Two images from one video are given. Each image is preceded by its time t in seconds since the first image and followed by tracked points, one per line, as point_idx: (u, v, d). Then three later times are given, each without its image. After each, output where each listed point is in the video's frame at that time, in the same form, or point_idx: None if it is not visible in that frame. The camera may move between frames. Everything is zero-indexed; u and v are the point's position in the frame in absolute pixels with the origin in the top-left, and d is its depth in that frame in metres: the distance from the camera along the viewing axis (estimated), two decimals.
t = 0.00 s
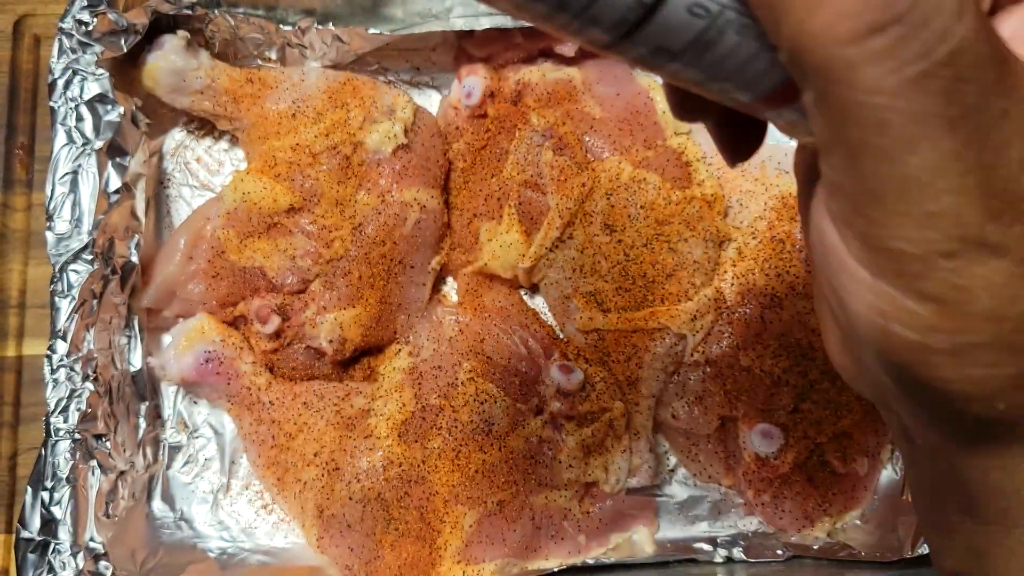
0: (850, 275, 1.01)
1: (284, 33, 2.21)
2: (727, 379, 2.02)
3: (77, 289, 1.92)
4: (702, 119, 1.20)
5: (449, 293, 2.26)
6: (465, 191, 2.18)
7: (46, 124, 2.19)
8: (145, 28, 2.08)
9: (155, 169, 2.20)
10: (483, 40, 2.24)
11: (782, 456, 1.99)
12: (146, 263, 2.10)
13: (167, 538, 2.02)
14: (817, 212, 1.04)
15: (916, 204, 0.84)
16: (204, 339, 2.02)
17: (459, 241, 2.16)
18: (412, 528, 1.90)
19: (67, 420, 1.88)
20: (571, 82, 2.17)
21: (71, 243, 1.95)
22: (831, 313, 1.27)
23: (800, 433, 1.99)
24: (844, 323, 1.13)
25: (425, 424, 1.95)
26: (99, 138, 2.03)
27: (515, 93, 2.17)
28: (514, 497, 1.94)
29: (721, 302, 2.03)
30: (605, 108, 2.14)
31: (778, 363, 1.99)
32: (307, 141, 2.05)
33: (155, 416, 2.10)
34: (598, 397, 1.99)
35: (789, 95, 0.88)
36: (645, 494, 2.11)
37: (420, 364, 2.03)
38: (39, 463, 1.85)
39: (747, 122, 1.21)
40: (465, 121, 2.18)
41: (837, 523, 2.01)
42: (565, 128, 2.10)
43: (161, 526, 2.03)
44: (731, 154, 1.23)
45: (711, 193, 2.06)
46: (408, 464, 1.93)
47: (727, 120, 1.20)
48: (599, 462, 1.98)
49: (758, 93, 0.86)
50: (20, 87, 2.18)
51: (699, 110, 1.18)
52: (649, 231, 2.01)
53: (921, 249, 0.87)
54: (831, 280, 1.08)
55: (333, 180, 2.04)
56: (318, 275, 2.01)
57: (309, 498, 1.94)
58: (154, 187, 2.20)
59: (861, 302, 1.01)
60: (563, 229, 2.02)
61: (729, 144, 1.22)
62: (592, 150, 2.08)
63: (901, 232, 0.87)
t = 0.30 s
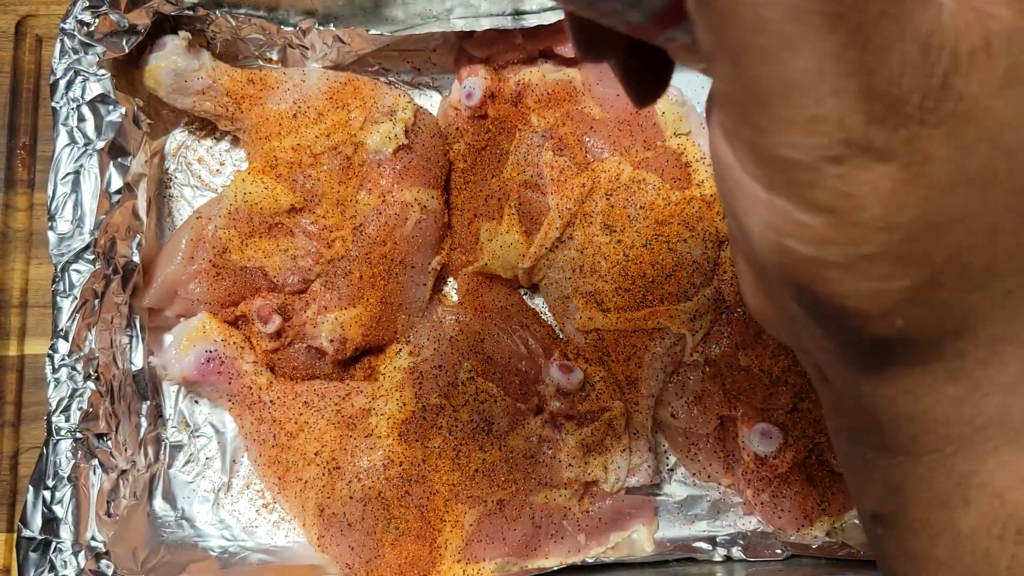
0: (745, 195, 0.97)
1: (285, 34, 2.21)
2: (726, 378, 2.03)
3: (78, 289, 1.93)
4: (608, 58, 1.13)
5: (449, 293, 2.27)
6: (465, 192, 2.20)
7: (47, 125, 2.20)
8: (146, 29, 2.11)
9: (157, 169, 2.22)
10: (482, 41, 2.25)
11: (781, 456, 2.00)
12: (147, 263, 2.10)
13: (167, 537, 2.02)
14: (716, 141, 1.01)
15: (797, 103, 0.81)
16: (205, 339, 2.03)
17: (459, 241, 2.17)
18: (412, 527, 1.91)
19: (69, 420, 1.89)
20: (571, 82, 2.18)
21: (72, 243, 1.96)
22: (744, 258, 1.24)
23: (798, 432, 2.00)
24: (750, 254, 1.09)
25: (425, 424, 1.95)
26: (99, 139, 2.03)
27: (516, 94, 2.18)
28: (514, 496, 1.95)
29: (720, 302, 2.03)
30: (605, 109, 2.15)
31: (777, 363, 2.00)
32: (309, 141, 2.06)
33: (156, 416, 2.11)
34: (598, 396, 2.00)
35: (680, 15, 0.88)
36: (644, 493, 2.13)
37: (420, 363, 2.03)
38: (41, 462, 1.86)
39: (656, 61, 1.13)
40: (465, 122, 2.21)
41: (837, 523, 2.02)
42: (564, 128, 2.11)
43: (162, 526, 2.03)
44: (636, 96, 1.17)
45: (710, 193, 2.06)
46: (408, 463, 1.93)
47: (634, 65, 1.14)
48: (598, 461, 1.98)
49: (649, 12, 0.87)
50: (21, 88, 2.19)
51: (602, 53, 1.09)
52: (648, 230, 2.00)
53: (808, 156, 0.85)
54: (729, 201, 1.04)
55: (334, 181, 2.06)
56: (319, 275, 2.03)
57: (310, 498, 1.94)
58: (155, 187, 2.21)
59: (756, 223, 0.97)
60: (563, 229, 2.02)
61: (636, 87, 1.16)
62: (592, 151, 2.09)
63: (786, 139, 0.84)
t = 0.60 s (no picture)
0: (923, 262, 0.87)
1: (285, 34, 2.21)
2: (727, 379, 2.04)
3: (78, 289, 1.93)
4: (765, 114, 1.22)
5: (449, 294, 2.28)
6: (466, 192, 2.20)
7: (47, 125, 2.21)
8: (147, 29, 2.10)
9: (157, 169, 2.21)
10: (483, 41, 2.25)
11: (781, 457, 2.01)
12: (147, 263, 2.10)
13: (167, 538, 2.02)
14: (893, 191, 0.91)
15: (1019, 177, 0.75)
16: (205, 339, 2.03)
17: (459, 241, 2.17)
18: (412, 527, 1.91)
19: (69, 420, 1.89)
20: (571, 82, 2.18)
21: (72, 244, 1.96)
22: (892, 298, 1.10)
23: (799, 432, 2.00)
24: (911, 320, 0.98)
25: (425, 424, 1.95)
26: (100, 139, 2.03)
27: (516, 95, 2.19)
28: (514, 496, 1.95)
29: (720, 302, 2.04)
30: (605, 109, 2.16)
31: (777, 363, 2.00)
32: (309, 142, 2.06)
33: (156, 416, 2.11)
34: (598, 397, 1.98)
35: (883, 74, 0.81)
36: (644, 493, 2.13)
37: (420, 363, 2.04)
38: (41, 463, 1.86)
39: (811, 112, 1.19)
40: (465, 122, 2.22)
41: (837, 523, 2.03)
42: (564, 129, 2.11)
43: (162, 526, 2.03)
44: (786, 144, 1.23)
45: (710, 194, 2.08)
46: (408, 464, 1.93)
47: (791, 112, 1.20)
48: (599, 462, 1.97)
49: (842, 76, 0.82)
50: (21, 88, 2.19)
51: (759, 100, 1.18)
52: (648, 230, 2.02)
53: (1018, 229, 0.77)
54: (902, 261, 0.93)
55: (334, 181, 2.05)
56: (319, 276, 2.03)
57: (310, 498, 1.94)
58: (155, 187, 2.20)
59: (939, 295, 0.86)
60: (563, 230, 2.02)
61: (787, 136, 1.21)
62: (592, 151, 2.09)
63: (996, 208, 0.77)
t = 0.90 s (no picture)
0: None
1: (285, 34, 2.22)
2: (727, 380, 2.03)
3: (78, 289, 1.93)
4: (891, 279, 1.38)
5: (449, 294, 2.28)
6: (467, 192, 2.20)
7: (48, 125, 2.21)
8: (148, 29, 2.10)
9: (158, 169, 2.22)
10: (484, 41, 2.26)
11: (781, 456, 2.01)
12: (147, 263, 2.10)
13: (167, 537, 2.02)
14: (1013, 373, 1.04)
15: None
16: (205, 339, 2.03)
17: (460, 240, 2.17)
18: (412, 526, 1.91)
19: (69, 420, 1.89)
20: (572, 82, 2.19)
21: (72, 243, 1.96)
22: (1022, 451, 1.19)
23: (799, 432, 2.00)
24: None
25: (425, 424, 1.95)
26: (100, 139, 2.04)
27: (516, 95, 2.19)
28: (514, 496, 1.94)
29: (720, 302, 2.04)
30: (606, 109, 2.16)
31: (777, 363, 1.99)
32: (309, 141, 2.06)
33: (156, 416, 2.11)
34: (598, 397, 1.99)
35: None
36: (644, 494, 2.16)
37: (420, 363, 2.03)
38: (40, 462, 1.86)
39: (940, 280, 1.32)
40: (466, 122, 2.22)
41: (836, 523, 2.04)
42: (564, 129, 2.12)
43: (162, 526, 2.03)
44: (865, 261, 1.69)
45: (711, 194, 2.07)
46: (408, 464, 1.93)
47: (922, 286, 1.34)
48: (598, 461, 1.98)
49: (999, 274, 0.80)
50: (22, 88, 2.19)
51: (888, 268, 1.34)
52: (649, 231, 2.01)
53: None
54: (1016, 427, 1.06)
55: (335, 180, 2.05)
56: (319, 276, 2.03)
57: (309, 498, 1.93)
58: (155, 187, 2.21)
59: None
60: (564, 230, 2.03)
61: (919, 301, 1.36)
62: (592, 151, 2.10)
63: None
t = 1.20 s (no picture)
0: None
1: (285, 34, 2.22)
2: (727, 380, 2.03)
3: (78, 288, 1.93)
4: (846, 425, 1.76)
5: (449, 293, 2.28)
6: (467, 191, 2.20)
7: (48, 125, 2.21)
8: (148, 29, 2.10)
9: (158, 169, 2.22)
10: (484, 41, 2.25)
11: (781, 457, 2.02)
12: (148, 263, 2.11)
13: (167, 537, 2.02)
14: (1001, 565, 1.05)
15: None
16: (205, 339, 2.02)
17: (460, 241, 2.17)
18: (412, 526, 1.91)
19: (69, 420, 1.89)
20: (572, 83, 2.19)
21: (73, 243, 1.96)
22: None
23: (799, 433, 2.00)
24: None
25: (425, 424, 1.95)
26: (101, 139, 2.04)
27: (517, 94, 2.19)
28: (514, 496, 1.95)
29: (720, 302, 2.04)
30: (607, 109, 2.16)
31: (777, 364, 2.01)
32: (309, 142, 2.07)
33: (156, 416, 2.11)
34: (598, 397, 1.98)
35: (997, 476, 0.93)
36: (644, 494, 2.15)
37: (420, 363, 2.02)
38: (40, 462, 1.85)
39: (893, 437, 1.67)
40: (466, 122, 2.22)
41: (836, 523, 2.03)
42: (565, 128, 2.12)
43: (162, 526, 2.03)
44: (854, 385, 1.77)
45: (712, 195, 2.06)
46: (408, 464, 1.93)
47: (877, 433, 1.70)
48: (598, 462, 1.98)
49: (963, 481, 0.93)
50: (22, 87, 2.19)
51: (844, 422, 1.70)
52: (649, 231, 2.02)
53: None
54: None
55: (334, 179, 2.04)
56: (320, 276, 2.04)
57: (310, 498, 1.93)
58: (155, 187, 2.21)
59: None
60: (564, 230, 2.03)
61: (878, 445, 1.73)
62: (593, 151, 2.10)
63: None
